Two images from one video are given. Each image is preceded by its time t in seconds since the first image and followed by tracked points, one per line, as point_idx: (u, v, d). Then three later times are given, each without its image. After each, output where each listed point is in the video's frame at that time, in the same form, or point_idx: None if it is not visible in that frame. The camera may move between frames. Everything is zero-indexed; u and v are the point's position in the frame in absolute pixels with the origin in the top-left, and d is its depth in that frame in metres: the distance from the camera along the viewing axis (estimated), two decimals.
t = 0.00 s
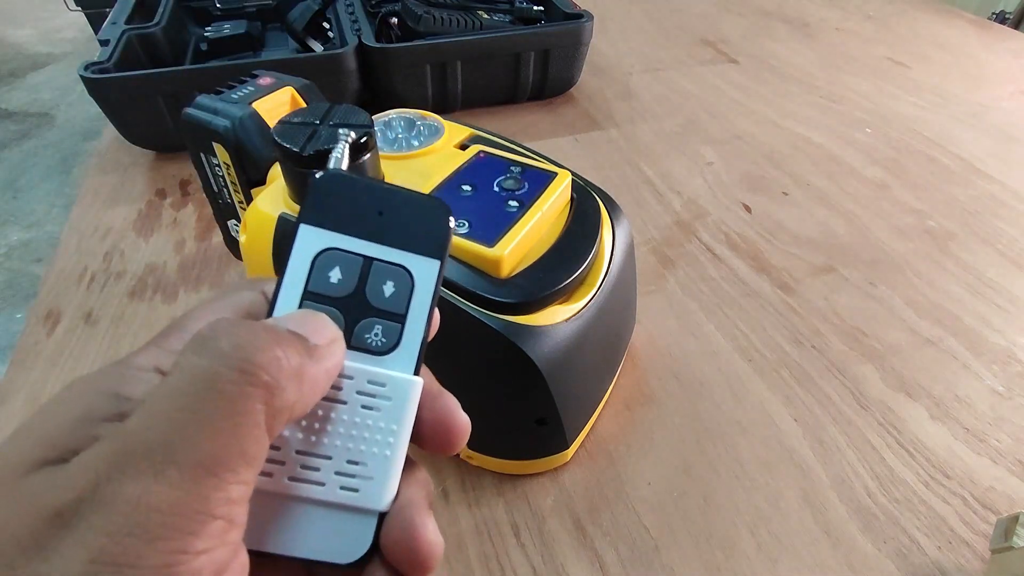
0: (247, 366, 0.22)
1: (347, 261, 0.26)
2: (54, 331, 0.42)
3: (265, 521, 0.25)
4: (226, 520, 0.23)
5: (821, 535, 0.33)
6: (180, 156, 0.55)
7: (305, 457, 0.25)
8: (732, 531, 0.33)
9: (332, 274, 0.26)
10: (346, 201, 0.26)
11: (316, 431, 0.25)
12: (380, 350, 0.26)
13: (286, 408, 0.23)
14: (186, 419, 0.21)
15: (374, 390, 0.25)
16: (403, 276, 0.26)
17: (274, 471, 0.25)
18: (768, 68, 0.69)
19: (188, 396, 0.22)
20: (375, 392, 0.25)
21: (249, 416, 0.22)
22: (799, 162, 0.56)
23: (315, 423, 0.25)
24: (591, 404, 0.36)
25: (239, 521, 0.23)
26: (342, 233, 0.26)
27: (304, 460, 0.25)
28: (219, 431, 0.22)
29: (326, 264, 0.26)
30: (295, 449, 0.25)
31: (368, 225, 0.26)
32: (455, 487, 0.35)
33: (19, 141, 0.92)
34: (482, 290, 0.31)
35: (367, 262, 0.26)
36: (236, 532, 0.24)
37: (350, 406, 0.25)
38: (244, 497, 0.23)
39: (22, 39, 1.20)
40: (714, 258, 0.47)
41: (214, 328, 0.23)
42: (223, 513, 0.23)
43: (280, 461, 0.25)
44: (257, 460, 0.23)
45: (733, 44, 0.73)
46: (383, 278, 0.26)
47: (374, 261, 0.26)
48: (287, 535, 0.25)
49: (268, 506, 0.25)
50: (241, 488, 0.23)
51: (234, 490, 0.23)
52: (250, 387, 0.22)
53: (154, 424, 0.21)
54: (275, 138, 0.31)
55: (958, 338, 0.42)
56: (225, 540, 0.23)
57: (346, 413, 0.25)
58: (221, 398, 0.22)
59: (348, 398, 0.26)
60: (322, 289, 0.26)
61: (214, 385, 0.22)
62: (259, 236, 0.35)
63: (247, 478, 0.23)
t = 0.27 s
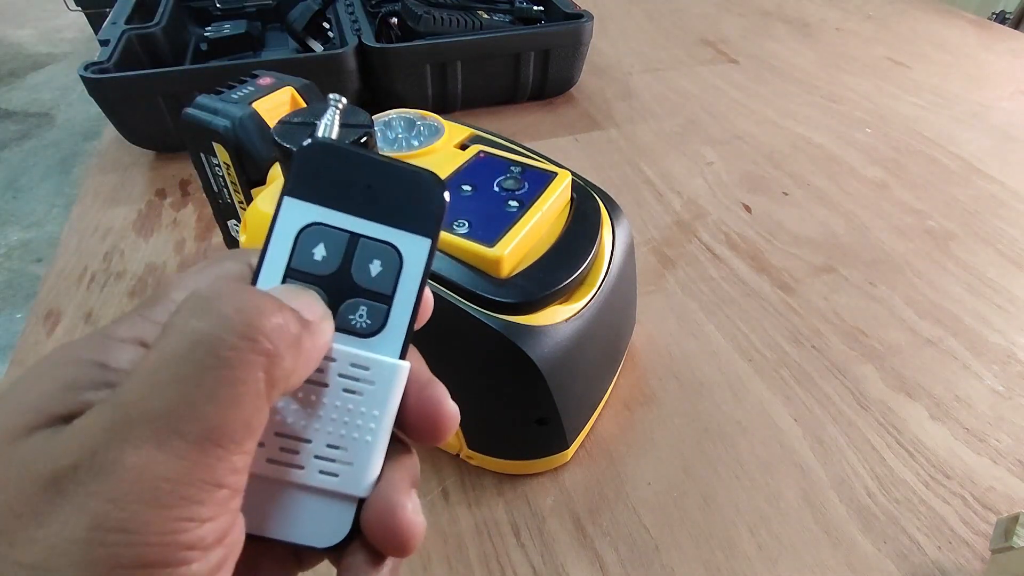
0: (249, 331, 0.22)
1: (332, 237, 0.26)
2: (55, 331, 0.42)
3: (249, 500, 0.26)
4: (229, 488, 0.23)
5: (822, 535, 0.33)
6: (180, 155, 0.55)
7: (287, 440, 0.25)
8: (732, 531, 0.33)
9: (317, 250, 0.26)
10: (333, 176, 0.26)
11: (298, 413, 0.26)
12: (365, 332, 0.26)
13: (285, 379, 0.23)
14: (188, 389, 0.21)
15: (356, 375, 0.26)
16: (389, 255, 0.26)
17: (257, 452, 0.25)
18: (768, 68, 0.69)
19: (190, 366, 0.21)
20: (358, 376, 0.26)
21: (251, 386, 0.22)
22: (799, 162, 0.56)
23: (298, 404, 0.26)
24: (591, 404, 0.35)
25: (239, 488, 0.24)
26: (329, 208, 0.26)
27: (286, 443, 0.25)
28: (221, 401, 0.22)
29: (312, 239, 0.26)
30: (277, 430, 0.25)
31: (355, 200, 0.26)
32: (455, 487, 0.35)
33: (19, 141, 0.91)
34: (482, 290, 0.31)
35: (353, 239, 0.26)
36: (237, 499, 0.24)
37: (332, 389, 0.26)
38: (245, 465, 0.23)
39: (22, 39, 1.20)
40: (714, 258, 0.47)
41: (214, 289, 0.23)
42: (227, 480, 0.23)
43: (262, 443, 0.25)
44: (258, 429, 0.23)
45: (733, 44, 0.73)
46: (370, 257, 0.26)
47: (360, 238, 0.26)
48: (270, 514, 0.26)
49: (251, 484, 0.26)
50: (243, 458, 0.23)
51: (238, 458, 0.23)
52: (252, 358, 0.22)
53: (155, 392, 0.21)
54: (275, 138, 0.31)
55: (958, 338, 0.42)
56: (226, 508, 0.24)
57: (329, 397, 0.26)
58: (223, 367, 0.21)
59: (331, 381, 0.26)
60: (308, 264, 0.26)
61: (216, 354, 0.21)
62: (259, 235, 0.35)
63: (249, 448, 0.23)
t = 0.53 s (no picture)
0: (239, 327, 0.22)
1: (329, 235, 0.26)
2: (55, 331, 0.42)
3: (254, 491, 0.25)
4: (216, 475, 0.23)
5: (822, 535, 0.33)
6: (180, 155, 0.55)
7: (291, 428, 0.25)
8: (732, 531, 0.33)
9: (315, 248, 0.26)
10: (329, 175, 0.26)
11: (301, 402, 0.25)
12: (365, 325, 0.26)
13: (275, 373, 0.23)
14: (178, 375, 0.22)
15: (359, 362, 0.25)
16: (386, 251, 0.26)
17: (261, 442, 0.25)
18: (768, 68, 0.69)
19: (180, 352, 0.22)
20: (360, 364, 0.25)
21: (242, 374, 0.22)
22: (799, 162, 0.56)
23: (301, 393, 0.25)
24: (591, 404, 0.35)
25: (228, 477, 0.24)
26: (325, 206, 0.26)
27: (290, 432, 0.25)
28: (211, 387, 0.22)
29: (309, 238, 0.26)
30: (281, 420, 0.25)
31: (350, 198, 0.26)
32: (455, 487, 0.35)
33: (19, 141, 0.92)
34: (481, 290, 0.31)
35: (350, 236, 0.26)
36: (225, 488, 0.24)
37: (335, 378, 0.26)
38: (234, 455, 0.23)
39: (22, 39, 1.20)
40: (714, 258, 0.47)
41: (214, 291, 0.24)
42: (215, 470, 0.23)
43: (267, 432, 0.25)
44: (248, 417, 0.23)
45: (733, 44, 0.73)
46: (367, 253, 0.26)
47: (357, 234, 0.26)
48: (276, 504, 0.25)
49: (257, 476, 0.25)
50: (230, 447, 0.23)
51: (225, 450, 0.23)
52: (244, 345, 0.22)
53: (148, 377, 0.22)
54: (275, 138, 0.31)
55: (958, 338, 0.42)
56: (215, 497, 0.24)
57: (332, 385, 0.25)
58: (214, 354, 0.22)
59: (334, 370, 0.26)
60: (307, 263, 0.26)
61: (206, 341, 0.22)
62: (259, 235, 0.35)
63: (237, 437, 0.23)
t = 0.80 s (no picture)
0: (170, 309, 0.25)
1: (339, 237, 0.27)
2: (55, 331, 0.42)
3: (260, 496, 0.25)
4: (134, 459, 0.24)
5: (821, 535, 0.33)
6: (180, 155, 0.55)
7: (300, 431, 0.26)
8: (732, 531, 0.33)
9: (326, 250, 0.27)
10: (340, 181, 0.27)
11: (309, 406, 0.26)
12: (373, 325, 0.27)
13: (219, 353, 0.25)
14: (106, 348, 0.24)
15: (367, 366, 0.26)
16: (395, 254, 0.27)
17: (270, 445, 0.25)
18: (768, 68, 0.69)
19: (112, 330, 0.24)
20: (369, 367, 0.26)
21: (171, 352, 0.25)
22: (799, 162, 0.56)
23: (308, 397, 0.26)
24: (591, 404, 0.35)
25: (147, 463, 0.25)
26: (336, 210, 0.27)
27: (298, 434, 0.26)
28: (136, 360, 0.24)
29: (320, 240, 0.27)
30: (288, 423, 0.26)
31: (361, 203, 0.27)
32: (455, 487, 0.35)
33: (19, 141, 0.91)
34: (481, 289, 0.31)
35: (360, 238, 0.27)
36: (146, 475, 0.25)
37: (342, 381, 0.26)
38: (157, 437, 0.25)
39: (22, 39, 1.20)
40: (714, 258, 0.47)
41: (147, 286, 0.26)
42: (132, 450, 0.24)
43: (275, 435, 0.25)
44: (177, 399, 0.25)
45: (733, 44, 0.73)
46: (376, 255, 0.27)
47: (366, 237, 0.27)
48: (282, 509, 0.25)
49: (263, 480, 0.25)
50: (154, 426, 0.25)
51: (144, 426, 0.24)
52: (175, 326, 0.25)
53: (78, 354, 0.24)
54: (275, 138, 0.31)
55: (958, 338, 0.42)
56: (133, 482, 0.24)
57: (340, 388, 0.26)
58: (145, 332, 0.25)
59: (342, 373, 0.26)
60: (317, 265, 0.27)
61: (137, 321, 0.25)
62: (260, 236, 0.35)
63: (160, 415, 0.25)
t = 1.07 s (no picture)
0: (184, 318, 0.25)
1: (344, 246, 0.27)
2: (55, 331, 0.42)
3: (268, 502, 0.25)
4: (150, 467, 0.24)
5: (821, 535, 0.33)
6: (180, 155, 0.55)
7: (307, 437, 0.26)
8: (732, 531, 0.33)
9: (332, 259, 0.27)
10: (345, 191, 0.27)
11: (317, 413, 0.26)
12: (379, 332, 0.27)
13: (232, 362, 0.25)
14: (120, 358, 0.24)
15: (373, 372, 0.26)
16: (400, 262, 0.27)
17: (277, 451, 0.25)
18: (768, 68, 0.69)
19: (126, 340, 0.24)
20: (375, 373, 0.26)
21: (183, 362, 0.24)
22: (799, 162, 0.56)
23: (315, 404, 0.26)
24: (591, 404, 0.35)
25: (162, 470, 0.25)
26: (341, 220, 0.27)
27: (306, 440, 0.26)
28: (150, 369, 0.24)
29: (326, 250, 0.27)
30: (296, 430, 0.26)
31: (365, 212, 0.27)
32: (456, 487, 0.35)
33: (18, 141, 0.92)
34: (481, 290, 0.31)
35: (365, 247, 0.27)
36: (160, 482, 0.25)
37: (349, 388, 0.26)
38: (170, 446, 0.25)
39: (22, 39, 1.20)
40: (714, 258, 0.47)
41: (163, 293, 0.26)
42: (148, 457, 0.24)
43: (282, 442, 0.26)
44: (191, 408, 0.25)
45: (733, 44, 0.73)
46: (381, 263, 0.27)
47: (371, 246, 0.27)
48: (290, 516, 0.25)
49: (272, 488, 0.25)
50: (168, 434, 0.24)
51: (159, 434, 0.24)
52: (188, 336, 0.25)
53: (93, 364, 0.24)
54: (275, 138, 0.31)
55: (958, 338, 0.42)
56: (148, 488, 0.24)
57: (346, 394, 0.26)
58: (157, 342, 0.24)
59: (349, 379, 0.26)
60: (323, 274, 0.27)
61: (150, 331, 0.24)
62: (260, 236, 0.35)
63: (173, 424, 0.25)
